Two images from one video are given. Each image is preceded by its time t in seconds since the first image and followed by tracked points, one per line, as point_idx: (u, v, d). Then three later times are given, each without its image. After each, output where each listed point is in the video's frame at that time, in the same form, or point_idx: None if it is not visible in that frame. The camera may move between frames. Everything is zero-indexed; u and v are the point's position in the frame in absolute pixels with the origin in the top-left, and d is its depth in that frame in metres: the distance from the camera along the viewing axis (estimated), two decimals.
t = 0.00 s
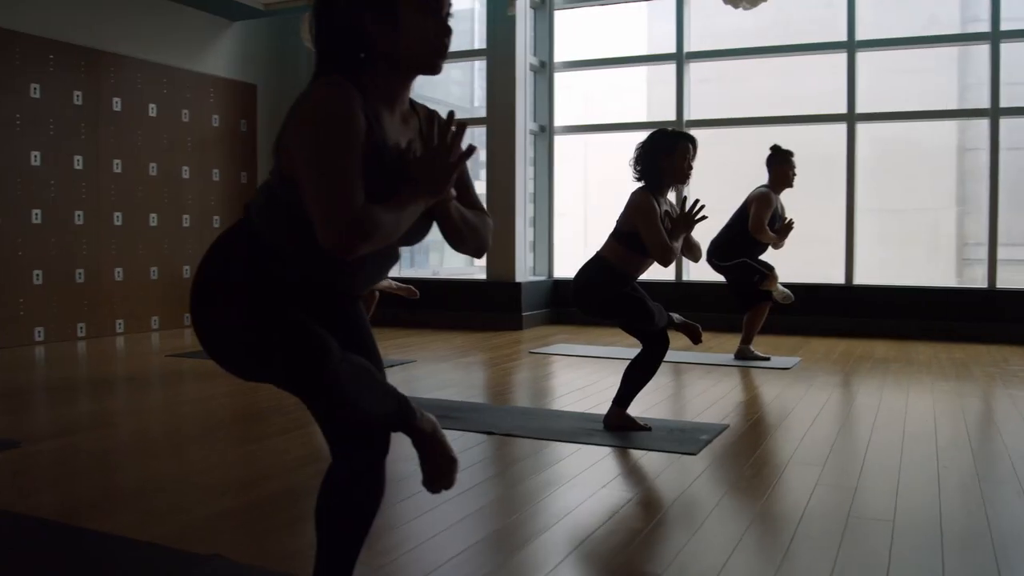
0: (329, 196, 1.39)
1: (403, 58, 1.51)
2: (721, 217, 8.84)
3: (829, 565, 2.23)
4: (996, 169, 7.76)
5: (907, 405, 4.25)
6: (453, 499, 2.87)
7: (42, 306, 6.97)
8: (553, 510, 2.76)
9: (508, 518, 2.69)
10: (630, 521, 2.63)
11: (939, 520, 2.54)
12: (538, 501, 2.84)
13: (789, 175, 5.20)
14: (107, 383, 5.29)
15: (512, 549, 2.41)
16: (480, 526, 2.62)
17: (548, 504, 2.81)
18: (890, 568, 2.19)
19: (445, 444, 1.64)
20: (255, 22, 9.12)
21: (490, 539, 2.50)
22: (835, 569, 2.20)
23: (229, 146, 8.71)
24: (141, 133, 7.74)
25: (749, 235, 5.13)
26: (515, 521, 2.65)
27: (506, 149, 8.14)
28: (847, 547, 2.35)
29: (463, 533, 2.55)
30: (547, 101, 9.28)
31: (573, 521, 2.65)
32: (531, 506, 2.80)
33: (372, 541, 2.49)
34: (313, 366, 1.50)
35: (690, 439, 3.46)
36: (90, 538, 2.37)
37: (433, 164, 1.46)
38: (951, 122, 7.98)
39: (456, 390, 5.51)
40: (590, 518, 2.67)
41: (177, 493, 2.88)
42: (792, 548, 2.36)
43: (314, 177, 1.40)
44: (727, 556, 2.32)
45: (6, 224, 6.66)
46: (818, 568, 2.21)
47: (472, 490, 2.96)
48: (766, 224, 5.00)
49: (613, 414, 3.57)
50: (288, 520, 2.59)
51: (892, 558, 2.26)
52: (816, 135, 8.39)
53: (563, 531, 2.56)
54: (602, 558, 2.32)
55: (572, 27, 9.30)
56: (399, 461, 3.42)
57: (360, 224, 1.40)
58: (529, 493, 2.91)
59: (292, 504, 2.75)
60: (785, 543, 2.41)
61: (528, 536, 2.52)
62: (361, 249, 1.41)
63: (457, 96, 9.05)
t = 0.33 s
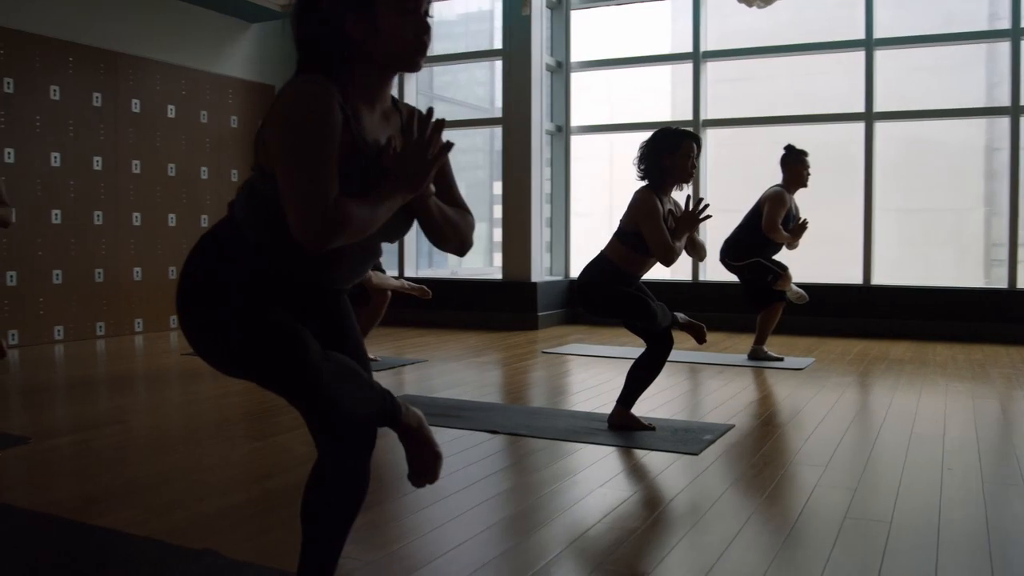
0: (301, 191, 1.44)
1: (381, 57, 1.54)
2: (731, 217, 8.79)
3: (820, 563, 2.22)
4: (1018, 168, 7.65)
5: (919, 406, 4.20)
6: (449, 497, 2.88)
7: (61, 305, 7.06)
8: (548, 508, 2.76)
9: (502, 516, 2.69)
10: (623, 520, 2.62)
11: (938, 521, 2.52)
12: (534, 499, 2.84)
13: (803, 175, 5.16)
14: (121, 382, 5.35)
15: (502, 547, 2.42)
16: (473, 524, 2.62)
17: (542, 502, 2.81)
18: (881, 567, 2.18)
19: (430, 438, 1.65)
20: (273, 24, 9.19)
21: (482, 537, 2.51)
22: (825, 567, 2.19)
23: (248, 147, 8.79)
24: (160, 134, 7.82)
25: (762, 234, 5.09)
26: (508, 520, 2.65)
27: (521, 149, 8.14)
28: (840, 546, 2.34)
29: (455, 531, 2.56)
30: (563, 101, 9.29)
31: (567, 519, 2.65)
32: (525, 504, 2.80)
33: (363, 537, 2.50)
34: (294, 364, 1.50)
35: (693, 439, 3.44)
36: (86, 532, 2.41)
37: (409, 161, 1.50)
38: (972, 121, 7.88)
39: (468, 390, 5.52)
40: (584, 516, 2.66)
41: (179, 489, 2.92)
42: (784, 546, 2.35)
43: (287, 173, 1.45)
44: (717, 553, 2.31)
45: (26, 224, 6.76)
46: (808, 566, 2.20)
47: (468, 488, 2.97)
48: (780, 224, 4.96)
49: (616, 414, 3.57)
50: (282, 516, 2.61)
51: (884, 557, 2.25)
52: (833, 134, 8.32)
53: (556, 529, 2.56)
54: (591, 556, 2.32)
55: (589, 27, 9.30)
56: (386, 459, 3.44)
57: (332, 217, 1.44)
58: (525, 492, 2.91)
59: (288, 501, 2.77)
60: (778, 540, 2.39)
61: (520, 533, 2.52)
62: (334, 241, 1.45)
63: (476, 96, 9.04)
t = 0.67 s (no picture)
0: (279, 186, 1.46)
1: (361, 55, 1.55)
2: (735, 217, 8.82)
3: (811, 562, 2.21)
4: None
5: (932, 406, 4.16)
6: (447, 492, 2.89)
7: (79, 303, 7.15)
8: (544, 504, 2.76)
9: (498, 511, 2.70)
10: (618, 516, 2.62)
11: (936, 521, 2.50)
12: (531, 494, 2.84)
13: (817, 173, 5.11)
14: (136, 378, 5.41)
15: (494, 541, 2.43)
16: (468, 519, 2.63)
17: (538, 498, 2.81)
18: (873, 567, 2.17)
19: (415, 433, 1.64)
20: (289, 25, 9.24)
21: (476, 531, 2.52)
22: (815, 566, 2.18)
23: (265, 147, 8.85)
24: (177, 135, 7.90)
25: (775, 233, 5.05)
26: (504, 515, 2.66)
27: (536, 147, 8.14)
28: (834, 545, 2.33)
29: (450, 525, 2.57)
30: (579, 100, 9.29)
31: (563, 515, 2.65)
32: (521, 499, 2.81)
33: (357, 531, 2.52)
34: (275, 358, 1.51)
35: (696, 438, 3.42)
36: (83, 526, 2.45)
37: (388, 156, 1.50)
38: (993, 118, 7.77)
39: (479, 388, 5.53)
40: (579, 513, 2.67)
41: (182, 484, 2.95)
42: (777, 545, 2.34)
43: (266, 169, 1.47)
44: (709, 551, 2.31)
45: (46, 224, 6.85)
46: (798, 566, 2.19)
47: (466, 484, 2.97)
48: (793, 222, 4.91)
49: (620, 412, 3.56)
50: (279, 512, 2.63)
51: (877, 557, 2.24)
52: (851, 131, 8.25)
53: (551, 525, 2.56)
54: (581, 551, 2.33)
55: (604, 26, 9.29)
56: (374, 453, 3.47)
57: (309, 208, 1.46)
58: (523, 488, 2.91)
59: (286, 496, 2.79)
60: (771, 539, 2.39)
61: (514, 528, 2.52)
62: (311, 231, 1.47)
63: (495, 96, 9.00)
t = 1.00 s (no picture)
0: (261, 186, 1.45)
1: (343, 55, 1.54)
2: (752, 216, 8.75)
3: (801, 561, 2.20)
4: None
5: (942, 407, 4.12)
6: (445, 489, 2.90)
7: (96, 303, 7.24)
8: (538, 502, 2.76)
9: (493, 508, 2.71)
10: (613, 514, 2.62)
11: (931, 521, 2.49)
12: (526, 492, 2.85)
13: (829, 172, 5.06)
14: (150, 377, 5.47)
15: (486, 537, 2.43)
16: (462, 515, 2.64)
17: (533, 495, 2.81)
18: (864, 565, 2.16)
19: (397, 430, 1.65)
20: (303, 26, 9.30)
21: (470, 529, 2.52)
22: (805, 564, 2.17)
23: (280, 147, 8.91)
24: (193, 135, 7.98)
25: (786, 232, 5.00)
26: (498, 512, 2.67)
27: (549, 147, 8.14)
28: (826, 544, 2.32)
29: (444, 521, 2.58)
30: (594, 100, 9.30)
31: (558, 513, 2.65)
32: (517, 498, 2.81)
33: (351, 528, 2.53)
34: (257, 356, 1.52)
35: (697, 438, 3.40)
36: (80, 523, 2.48)
37: (370, 155, 1.50)
38: (1012, 114, 7.67)
39: (489, 386, 5.54)
40: (575, 510, 2.67)
41: (181, 482, 2.98)
42: (768, 542, 2.34)
43: (247, 170, 1.47)
44: (699, 548, 2.31)
45: (62, 225, 6.94)
46: (787, 564, 2.18)
47: (465, 482, 2.98)
48: (807, 221, 4.85)
49: (623, 411, 3.55)
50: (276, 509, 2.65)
51: (870, 556, 2.23)
52: (867, 129, 8.18)
53: (544, 522, 2.57)
54: (574, 548, 2.33)
55: (619, 26, 9.29)
56: (358, 447, 3.49)
57: (290, 207, 1.45)
58: (519, 487, 2.92)
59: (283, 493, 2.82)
60: (763, 537, 2.38)
61: (508, 527, 2.53)
62: (292, 230, 1.46)
63: (513, 96, 9.00)
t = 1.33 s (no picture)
0: (240, 186, 1.44)
1: (324, 57, 1.55)
2: (766, 216, 8.70)
3: (785, 564, 2.20)
4: None
5: (946, 409, 4.09)
6: (438, 488, 2.91)
7: (110, 302, 7.33)
8: (528, 501, 2.78)
9: (483, 507, 2.72)
10: (602, 514, 2.63)
11: (920, 522, 2.49)
12: (519, 492, 2.86)
13: (839, 172, 4.98)
14: (160, 374, 5.52)
15: (473, 536, 2.45)
16: (451, 513, 2.66)
17: (523, 494, 2.82)
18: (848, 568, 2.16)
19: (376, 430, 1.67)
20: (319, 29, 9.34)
21: (460, 527, 2.53)
22: (787, 567, 2.17)
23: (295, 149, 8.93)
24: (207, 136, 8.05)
25: (795, 233, 4.97)
26: (489, 511, 2.68)
27: (561, 147, 8.14)
28: (814, 546, 2.32)
29: (434, 519, 2.59)
30: (606, 101, 9.32)
31: (547, 513, 2.66)
32: (508, 497, 2.82)
33: (343, 521, 2.56)
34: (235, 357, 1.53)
35: (695, 438, 3.40)
36: (76, 518, 2.52)
37: (348, 155, 1.49)
38: None
39: (496, 386, 5.55)
40: (564, 511, 2.68)
41: (180, 478, 3.02)
42: (753, 545, 2.34)
43: (225, 171, 1.46)
44: (684, 550, 2.32)
45: (77, 225, 7.03)
46: (770, 567, 2.18)
47: (458, 481, 2.99)
48: (816, 221, 4.81)
49: (622, 412, 3.56)
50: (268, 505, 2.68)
51: (855, 558, 2.23)
52: (881, 129, 8.12)
53: (533, 521, 2.58)
54: (560, 548, 2.34)
55: (631, 26, 9.28)
56: (340, 443, 3.51)
57: (269, 207, 1.44)
58: (511, 487, 2.93)
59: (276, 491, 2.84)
60: (749, 539, 2.38)
61: (498, 527, 2.53)
62: (270, 230, 1.45)
63: (527, 96, 9.01)
